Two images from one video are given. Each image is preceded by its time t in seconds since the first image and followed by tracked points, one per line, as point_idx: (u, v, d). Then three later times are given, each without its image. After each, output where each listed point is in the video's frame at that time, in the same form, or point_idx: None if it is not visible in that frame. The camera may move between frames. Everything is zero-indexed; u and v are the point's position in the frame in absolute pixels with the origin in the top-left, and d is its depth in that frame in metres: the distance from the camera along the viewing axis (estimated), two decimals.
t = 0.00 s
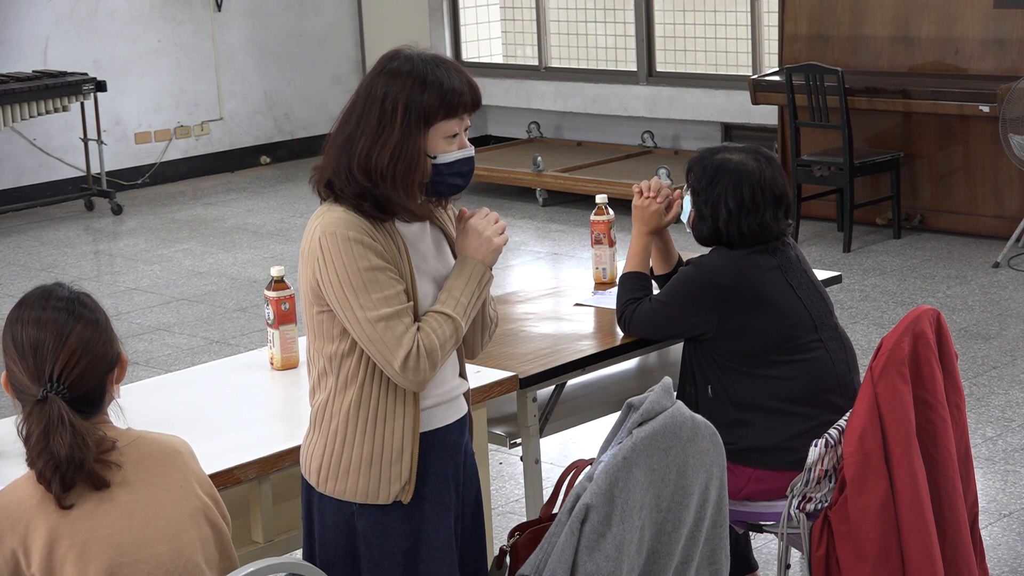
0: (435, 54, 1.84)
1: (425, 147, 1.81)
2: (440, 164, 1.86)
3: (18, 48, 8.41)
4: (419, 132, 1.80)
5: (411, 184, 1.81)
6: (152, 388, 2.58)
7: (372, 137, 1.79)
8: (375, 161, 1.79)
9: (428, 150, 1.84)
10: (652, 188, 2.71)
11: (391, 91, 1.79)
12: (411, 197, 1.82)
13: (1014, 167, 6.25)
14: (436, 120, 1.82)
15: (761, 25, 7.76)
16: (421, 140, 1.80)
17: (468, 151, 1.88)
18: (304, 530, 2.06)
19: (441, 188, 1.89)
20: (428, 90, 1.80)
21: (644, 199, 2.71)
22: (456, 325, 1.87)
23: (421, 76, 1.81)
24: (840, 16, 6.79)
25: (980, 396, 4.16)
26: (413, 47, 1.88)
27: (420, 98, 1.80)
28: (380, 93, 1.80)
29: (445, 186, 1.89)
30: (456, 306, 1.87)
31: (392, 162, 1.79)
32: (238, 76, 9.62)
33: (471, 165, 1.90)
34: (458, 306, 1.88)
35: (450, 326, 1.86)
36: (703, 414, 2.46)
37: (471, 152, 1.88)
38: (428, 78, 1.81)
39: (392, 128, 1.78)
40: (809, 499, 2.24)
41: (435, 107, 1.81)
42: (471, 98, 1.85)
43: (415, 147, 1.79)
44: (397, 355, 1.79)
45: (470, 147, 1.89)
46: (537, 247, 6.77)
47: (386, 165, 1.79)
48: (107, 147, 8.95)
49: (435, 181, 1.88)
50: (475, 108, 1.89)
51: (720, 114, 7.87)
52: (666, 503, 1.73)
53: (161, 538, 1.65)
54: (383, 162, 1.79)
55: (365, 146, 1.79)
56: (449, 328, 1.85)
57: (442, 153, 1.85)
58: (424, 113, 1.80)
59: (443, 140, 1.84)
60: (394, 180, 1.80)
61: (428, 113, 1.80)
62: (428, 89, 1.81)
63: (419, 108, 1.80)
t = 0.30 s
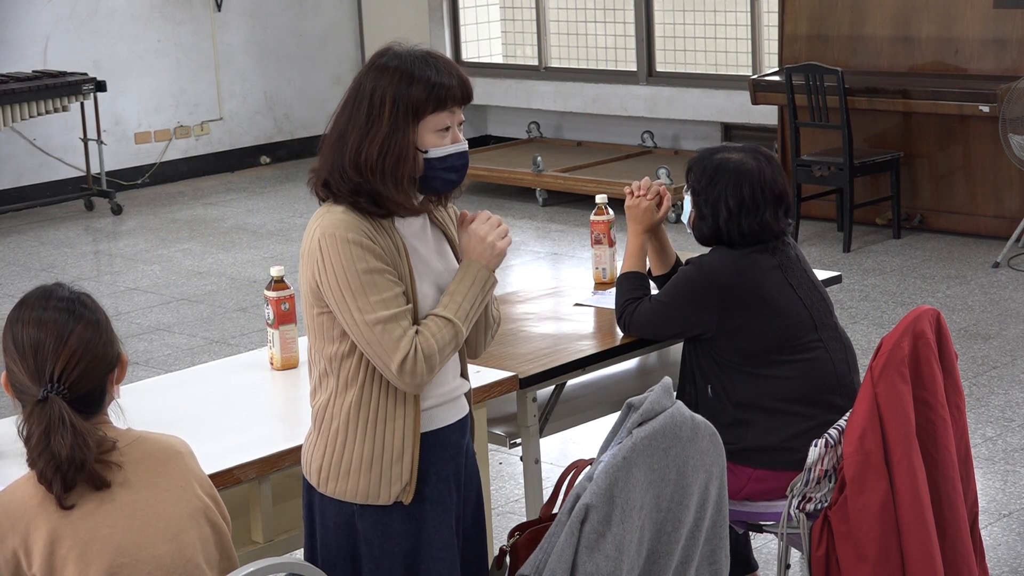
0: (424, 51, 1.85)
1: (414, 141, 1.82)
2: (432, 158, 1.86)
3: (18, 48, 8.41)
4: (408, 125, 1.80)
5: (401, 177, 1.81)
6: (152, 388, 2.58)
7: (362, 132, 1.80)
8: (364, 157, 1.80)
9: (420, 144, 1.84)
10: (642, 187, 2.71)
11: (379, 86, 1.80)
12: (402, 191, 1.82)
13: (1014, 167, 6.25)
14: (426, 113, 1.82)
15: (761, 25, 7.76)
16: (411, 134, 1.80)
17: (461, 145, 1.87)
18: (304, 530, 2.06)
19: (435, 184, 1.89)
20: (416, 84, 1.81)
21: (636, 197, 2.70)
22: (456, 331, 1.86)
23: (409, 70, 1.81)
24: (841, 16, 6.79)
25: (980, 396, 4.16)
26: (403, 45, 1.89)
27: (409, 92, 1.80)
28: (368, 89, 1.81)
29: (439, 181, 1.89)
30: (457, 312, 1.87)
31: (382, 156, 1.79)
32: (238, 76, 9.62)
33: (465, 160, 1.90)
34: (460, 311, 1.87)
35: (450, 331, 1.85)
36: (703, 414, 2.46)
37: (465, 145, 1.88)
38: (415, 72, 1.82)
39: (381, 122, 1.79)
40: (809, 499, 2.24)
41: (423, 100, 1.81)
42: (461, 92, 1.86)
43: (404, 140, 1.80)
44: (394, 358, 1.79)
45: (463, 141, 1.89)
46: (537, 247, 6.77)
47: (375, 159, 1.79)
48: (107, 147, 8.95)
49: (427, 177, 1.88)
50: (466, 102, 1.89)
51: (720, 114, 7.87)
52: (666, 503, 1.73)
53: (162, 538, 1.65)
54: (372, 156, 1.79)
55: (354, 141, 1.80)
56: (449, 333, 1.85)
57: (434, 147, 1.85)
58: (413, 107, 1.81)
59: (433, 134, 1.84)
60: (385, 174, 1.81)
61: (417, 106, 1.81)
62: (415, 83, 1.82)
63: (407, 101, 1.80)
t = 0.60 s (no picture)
0: (428, 51, 1.85)
1: (419, 139, 1.82)
2: (436, 157, 1.86)
3: (18, 48, 8.41)
4: (413, 123, 1.80)
5: (407, 175, 1.82)
6: (152, 388, 2.58)
7: (368, 129, 1.80)
8: (370, 154, 1.80)
9: (424, 142, 1.84)
10: (643, 187, 2.70)
11: (386, 83, 1.80)
12: (408, 187, 1.83)
13: (1014, 167, 6.25)
14: (432, 112, 1.82)
15: (761, 25, 7.76)
16: (417, 132, 1.81)
17: (463, 145, 1.87)
18: (306, 531, 2.06)
19: (437, 183, 1.89)
20: (423, 83, 1.81)
21: (636, 197, 2.70)
22: (480, 340, 1.82)
23: (416, 69, 1.82)
24: (840, 16, 6.79)
25: (980, 396, 4.16)
26: (408, 44, 1.89)
27: (416, 91, 1.81)
28: (375, 87, 1.81)
29: (441, 181, 1.89)
30: (485, 319, 1.83)
31: (387, 153, 1.80)
32: (238, 76, 9.62)
33: (466, 159, 1.89)
34: (488, 321, 1.82)
35: (474, 336, 1.82)
36: (703, 414, 2.46)
37: (467, 146, 1.88)
38: (422, 72, 1.81)
39: (388, 119, 1.79)
40: (809, 499, 2.24)
41: (429, 99, 1.81)
42: (466, 93, 1.86)
43: (410, 139, 1.80)
44: (405, 352, 1.78)
45: (466, 141, 1.89)
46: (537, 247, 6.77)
47: (381, 157, 1.80)
48: (107, 147, 8.95)
49: (429, 175, 1.88)
50: (470, 102, 1.89)
51: (720, 114, 7.87)
52: (666, 503, 1.73)
53: (160, 538, 1.65)
54: (378, 153, 1.79)
55: (360, 137, 1.80)
56: (470, 337, 1.81)
57: (437, 145, 1.85)
58: (419, 105, 1.81)
59: (438, 132, 1.84)
60: (390, 172, 1.81)
61: (423, 105, 1.81)
62: (422, 82, 1.82)
63: (413, 99, 1.80)
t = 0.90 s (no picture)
0: (429, 51, 1.86)
1: (427, 133, 1.82)
2: (442, 152, 1.86)
3: (18, 48, 8.41)
4: (423, 116, 1.80)
5: (417, 167, 1.82)
6: (152, 388, 2.58)
7: (378, 120, 1.80)
8: (381, 143, 1.80)
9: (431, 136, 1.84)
10: (645, 187, 2.68)
11: (395, 78, 1.81)
12: (418, 178, 1.83)
13: (1014, 167, 6.25)
14: (439, 106, 1.82)
15: (761, 25, 7.76)
16: (426, 125, 1.81)
17: (467, 143, 1.87)
18: (306, 532, 2.06)
19: (441, 179, 1.89)
20: (431, 80, 1.81)
21: (637, 196, 2.69)
22: (503, 334, 1.84)
23: (424, 65, 1.82)
24: (840, 15, 6.79)
25: (980, 396, 4.16)
26: (414, 44, 1.90)
27: (425, 85, 1.81)
28: (383, 81, 1.81)
29: (445, 177, 1.89)
30: (509, 314, 1.86)
31: (398, 143, 1.80)
32: (238, 76, 9.62)
33: (470, 158, 1.90)
34: (510, 316, 1.86)
35: (496, 330, 1.84)
36: (704, 414, 2.46)
37: (470, 144, 1.88)
38: (431, 70, 1.82)
39: (398, 111, 1.79)
40: (809, 499, 2.24)
41: (438, 95, 1.82)
42: (472, 91, 1.86)
43: (420, 131, 1.80)
44: (426, 344, 1.79)
45: (468, 140, 1.89)
46: (537, 248, 6.77)
47: (390, 147, 1.79)
48: (107, 147, 8.95)
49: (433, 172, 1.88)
50: (475, 103, 1.90)
51: (720, 114, 7.87)
52: (666, 503, 1.73)
53: (158, 537, 1.65)
54: (388, 143, 1.79)
55: (370, 128, 1.80)
56: (493, 330, 1.84)
57: (443, 140, 1.85)
58: (428, 99, 1.81)
59: (445, 128, 1.85)
60: (400, 161, 1.81)
61: (432, 100, 1.81)
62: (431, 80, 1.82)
63: (422, 94, 1.80)
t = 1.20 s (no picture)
0: (454, 60, 1.87)
1: (430, 135, 1.82)
2: (443, 156, 1.86)
3: (18, 48, 8.41)
4: (428, 116, 1.81)
5: (413, 165, 1.82)
6: (152, 388, 2.58)
7: (383, 115, 1.81)
8: (380, 137, 1.80)
9: (435, 139, 1.84)
10: (646, 187, 2.68)
11: (405, 76, 1.82)
12: (413, 178, 1.83)
13: (1014, 167, 6.25)
14: (447, 111, 1.83)
15: (761, 25, 7.76)
16: (429, 126, 1.81)
17: (472, 152, 1.87)
18: (306, 532, 2.06)
19: (439, 183, 1.88)
20: (441, 82, 1.82)
21: (638, 196, 2.69)
22: (515, 309, 1.90)
23: (437, 69, 1.83)
24: (840, 15, 6.79)
25: (980, 396, 4.16)
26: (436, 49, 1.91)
27: (434, 86, 1.82)
28: (394, 80, 1.82)
29: (444, 182, 1.88)
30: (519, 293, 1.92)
31: (398, 139, 1.80)
32: (238, 76, 9.62)
33: (473, 168, 1.89)
34: (520, 293, 1.92)
35: (510, 308, 1.90)
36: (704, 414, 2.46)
37: (476, 154, 1.87)
38: (442, 74, 1.83)
39: (403, 108, 1.80)
40: (809, 499, 2.24)
41: (447, 99, 1.82)
42: (485, 101, 1.86)
43: (422, 131, 1.81)
44: (451, 326, 1.81)
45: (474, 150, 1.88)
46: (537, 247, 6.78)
47: (389, 143, 1.80)
48: (107, 147, 8.95)
49: (433, 175, 1.87)
50: (488, 115, 1.90)
51: (720, 114, 7.87)
52: (666, 503, 1.73)
53: (158, 537, 1.65)
54: (387, 139, 1.80)
55: (374, 121, 1.81)
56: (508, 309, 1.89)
57: (446, 145, 1.85)
58: (435, 102, 1.81)
59: (450, 133, 1.84)
60: (396, 159, 1.81)
61: (440, 102, 1.82)
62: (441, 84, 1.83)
63: (431, 96, 1.81)
